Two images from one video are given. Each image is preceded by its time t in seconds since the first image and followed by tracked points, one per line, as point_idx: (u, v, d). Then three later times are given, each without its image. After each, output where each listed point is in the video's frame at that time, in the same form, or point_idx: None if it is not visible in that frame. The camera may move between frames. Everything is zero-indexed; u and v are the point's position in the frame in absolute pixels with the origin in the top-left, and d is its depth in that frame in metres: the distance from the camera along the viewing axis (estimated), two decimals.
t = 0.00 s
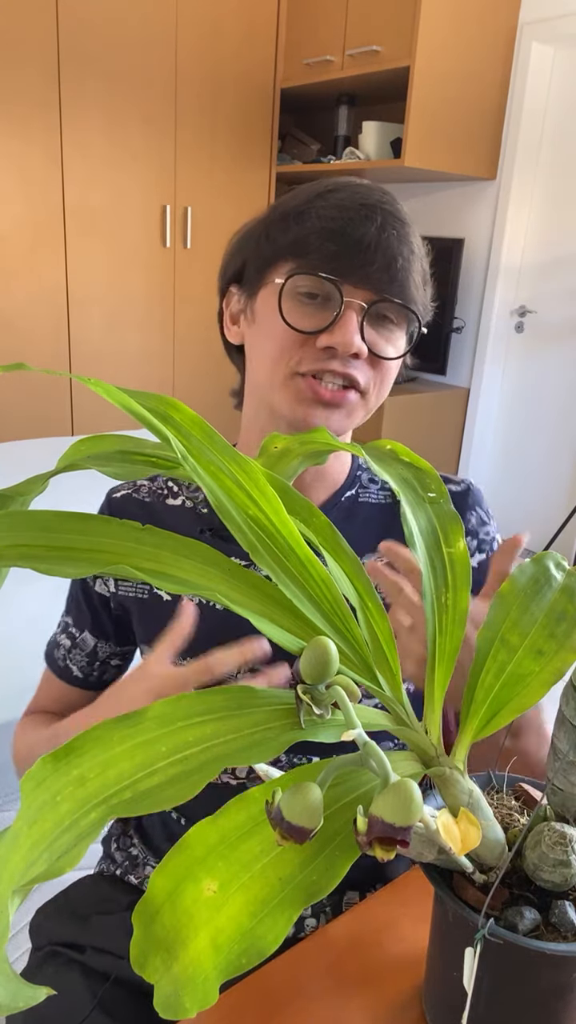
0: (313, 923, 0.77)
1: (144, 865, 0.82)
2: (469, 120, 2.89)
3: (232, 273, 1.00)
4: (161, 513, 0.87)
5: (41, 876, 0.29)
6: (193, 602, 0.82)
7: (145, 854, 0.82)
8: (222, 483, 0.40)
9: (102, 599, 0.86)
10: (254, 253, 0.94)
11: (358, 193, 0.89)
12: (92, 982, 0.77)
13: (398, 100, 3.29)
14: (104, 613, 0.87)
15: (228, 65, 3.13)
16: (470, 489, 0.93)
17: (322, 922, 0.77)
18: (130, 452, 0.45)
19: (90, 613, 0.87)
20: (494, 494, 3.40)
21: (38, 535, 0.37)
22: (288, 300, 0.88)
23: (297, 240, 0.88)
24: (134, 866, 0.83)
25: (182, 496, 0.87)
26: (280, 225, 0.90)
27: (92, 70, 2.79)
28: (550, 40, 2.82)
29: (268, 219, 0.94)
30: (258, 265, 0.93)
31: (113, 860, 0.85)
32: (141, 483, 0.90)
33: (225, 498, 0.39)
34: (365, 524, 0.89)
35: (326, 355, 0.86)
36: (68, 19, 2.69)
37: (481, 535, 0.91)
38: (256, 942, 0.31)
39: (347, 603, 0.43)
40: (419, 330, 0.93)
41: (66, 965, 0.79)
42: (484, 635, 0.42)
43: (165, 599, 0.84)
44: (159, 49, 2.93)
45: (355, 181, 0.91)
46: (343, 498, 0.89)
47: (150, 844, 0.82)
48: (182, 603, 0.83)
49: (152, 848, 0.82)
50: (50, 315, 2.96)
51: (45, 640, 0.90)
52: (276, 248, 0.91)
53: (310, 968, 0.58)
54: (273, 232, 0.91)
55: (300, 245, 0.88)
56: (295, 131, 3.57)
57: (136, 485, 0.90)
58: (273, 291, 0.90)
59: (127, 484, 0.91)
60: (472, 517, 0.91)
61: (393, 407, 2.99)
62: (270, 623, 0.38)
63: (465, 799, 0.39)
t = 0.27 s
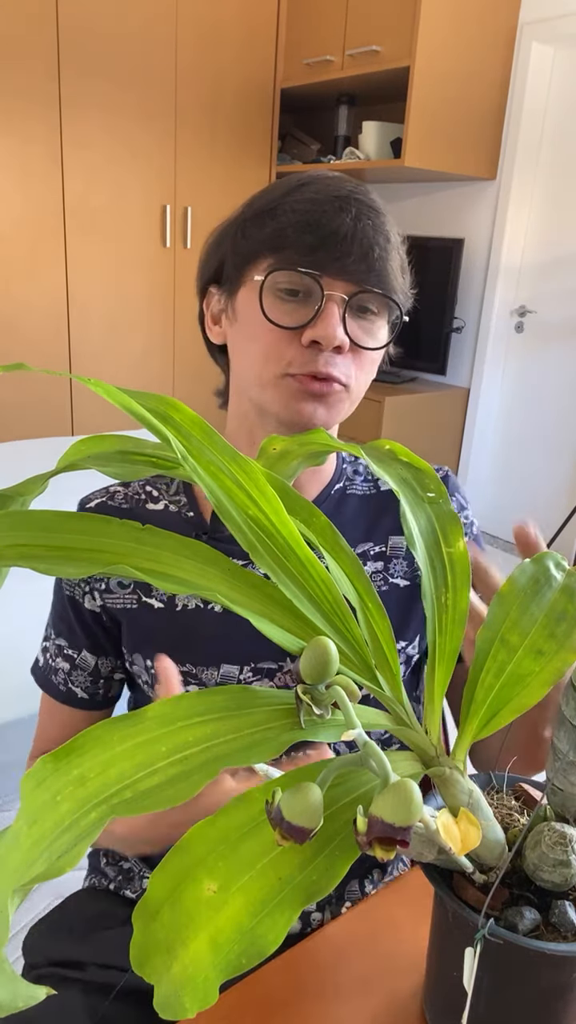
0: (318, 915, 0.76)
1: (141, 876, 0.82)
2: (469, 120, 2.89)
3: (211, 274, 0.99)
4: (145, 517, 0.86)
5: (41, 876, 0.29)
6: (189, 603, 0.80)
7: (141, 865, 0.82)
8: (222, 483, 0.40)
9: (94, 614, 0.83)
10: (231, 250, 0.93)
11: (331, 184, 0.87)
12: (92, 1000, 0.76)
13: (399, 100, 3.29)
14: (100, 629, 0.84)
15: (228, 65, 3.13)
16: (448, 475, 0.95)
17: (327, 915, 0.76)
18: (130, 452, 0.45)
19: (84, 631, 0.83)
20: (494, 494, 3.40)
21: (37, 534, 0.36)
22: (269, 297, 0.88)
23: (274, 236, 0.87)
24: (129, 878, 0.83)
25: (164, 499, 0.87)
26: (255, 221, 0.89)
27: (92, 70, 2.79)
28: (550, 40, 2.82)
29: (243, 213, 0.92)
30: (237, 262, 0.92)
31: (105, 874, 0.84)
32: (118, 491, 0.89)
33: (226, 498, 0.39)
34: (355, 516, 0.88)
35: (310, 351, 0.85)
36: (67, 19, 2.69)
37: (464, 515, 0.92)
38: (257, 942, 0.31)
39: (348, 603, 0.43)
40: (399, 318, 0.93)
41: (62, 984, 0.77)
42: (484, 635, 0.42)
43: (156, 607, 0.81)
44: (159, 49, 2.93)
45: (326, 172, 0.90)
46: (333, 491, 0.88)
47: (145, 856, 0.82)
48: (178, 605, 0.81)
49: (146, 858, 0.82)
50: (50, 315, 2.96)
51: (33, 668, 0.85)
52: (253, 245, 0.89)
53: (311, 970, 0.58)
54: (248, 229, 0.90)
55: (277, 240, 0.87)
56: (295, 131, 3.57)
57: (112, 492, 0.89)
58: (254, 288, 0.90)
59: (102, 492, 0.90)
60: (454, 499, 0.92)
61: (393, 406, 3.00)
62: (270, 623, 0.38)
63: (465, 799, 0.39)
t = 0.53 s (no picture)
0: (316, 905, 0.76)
1: (128, 889, 0.83)
2: (469, 120, 2.89)
3: (198, 281, 0.98)
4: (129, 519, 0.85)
5: (41, 875, 0.29)
6: (181, 611, 0.81)
7: (126, 878, 0.83)
8: (222, 483, 0.40)
9: (76, 621, 0.82)
10: (218, 257, 0.92)
11: (318, 189, 0.87)
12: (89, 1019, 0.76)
13: (399, 100, 3.29)
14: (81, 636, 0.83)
15: (228, 65, 3.13)
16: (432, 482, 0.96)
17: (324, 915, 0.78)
18: (130, 452, 0.45)
19: (63, 638, 0.82)
20: (494, 494, 3.40)
21: (36, 535, 0.36)
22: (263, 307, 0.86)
23: (263, 244, 0.87)
24: (114, 893, 0.84)
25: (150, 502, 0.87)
26: (243, 229, 0.89)
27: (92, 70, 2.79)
28: (550, 40, 2.82)
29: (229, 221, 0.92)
30: (225, 270, 0.91)
31: (87, 891, 0.85)
32: (98, 491, 0.87)
33: (225, 497, 0.40)
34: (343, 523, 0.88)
35: (308, 360, 0.85)
36: (68, 19, 2.69)
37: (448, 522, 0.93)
38: (257, 942, 0.31)
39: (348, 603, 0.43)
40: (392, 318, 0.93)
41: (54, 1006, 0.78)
42: (484, 635, 0.42)
43: (146, 611, 0.81)
44: (159, 49, 2.93)
45: (311, 176, 0.89)
46: (324, 499, 0.88)
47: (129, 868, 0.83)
48: (169, 613, 0.81)
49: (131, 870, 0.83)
50: (50, 315, 2.96)
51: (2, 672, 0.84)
52: (241, 253, 0.89)
53: (310, 971, 0.58)
54: (235, 236, 0.89)
55: (266, 248, 0.87)
56: (295, 131, 3.58)
57: (92, 493, 0.87)
58: (247, 298, 0.88)
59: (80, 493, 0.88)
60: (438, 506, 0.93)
61: (393, 406, 3.00)
62: (270, 622, 0.38)
63: (465, 799, 0.39)
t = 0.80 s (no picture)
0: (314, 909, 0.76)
1: (116, 899, 0.83)
2: (469, 120, 2.89)
3: (181, 295, 0.97)
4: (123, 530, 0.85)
5: (41, 876, 0.29)
6: (182, 624, 0.80)
7: (113, 888, 0.84)
8: (222, 482, 0.40)
9: (67, 636, 0.82)
10: (201, 264, 0.92)
11: (296, 187, 0.87)
12: None
13: (399, 100, 3.29)
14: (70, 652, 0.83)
15: (228, 65, 3.13)
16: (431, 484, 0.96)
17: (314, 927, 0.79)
18: (131, 453, 0.45)
19: (52, 653, 0.83)
20: (495, 493, 3.40)
21: (36, 535, 0.36)
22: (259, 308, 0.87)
23: (249, 245, 0.87)
24: (99, 906, 0.84)
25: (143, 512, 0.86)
26: (224, 234, 0.88)
27: (91, 69, 2.79)
28: (550, 40, 2.82)
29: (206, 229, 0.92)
30: (212, 278, 0.91)
31: (70, 904, 0.85)
32: (89, 502, 0.87)
33: (225, 497, 0.39)
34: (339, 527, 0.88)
35: (307, 355, 0.85)
36: (67, 19, 2.69)
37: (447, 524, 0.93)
38: (257, 942, 0.31)
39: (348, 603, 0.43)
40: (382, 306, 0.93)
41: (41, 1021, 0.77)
42: (484, 635, 0.42)
43: (146, 623, 0.81)
44: (158, 49, 2.93)
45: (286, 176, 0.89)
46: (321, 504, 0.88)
47: (114, 877, 0.84)
48: (169, 625, 0.80)
49: (116, 879, 0.84)
50: (49, 315, 2.96)
51: None
52: (228, 259, 0.88)
53: (310, 972, 0.58)
54: (218, 242, 0.89)
55: (252, 250, 0.87)
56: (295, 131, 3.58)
57: (83, 503, 0.87)
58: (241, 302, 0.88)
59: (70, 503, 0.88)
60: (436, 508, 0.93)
61: (393, 406, 3.00)
62: (270, 622, 0.38)
63: (465, 799, 0.39)
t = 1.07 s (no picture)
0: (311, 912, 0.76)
1: (120, 894, 0.83)
2: (469, 120, 2.89)
3: (175, 291, 0.97)
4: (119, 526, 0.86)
5: (41, 876, 0.29)
6: (173, 617, 0.80)
7: (118, 882, 0.84)
8: (222, 483, 0.40)
9: (68, 631, 0.82)
10: (195, 268, 0.91)
11: (292, 192, 0.86)
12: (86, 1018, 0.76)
13: (398, 100, 3.29)
14: (74, 646, 0.83)
15: (228, 64, 3.13)
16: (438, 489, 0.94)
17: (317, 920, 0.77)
18: (131, 452, 0.45)
19: (56, 648, 0.82)
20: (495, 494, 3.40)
21: (34, 535, 0.36)
22: (247, 322, 0.86)
23: (240, 254, 0.86)
24: (102, 898, 0.84)
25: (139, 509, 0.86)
26: (215, 237, 0.88)
27: (91, 70, 2.79)
28: (550, 40, 2.82)
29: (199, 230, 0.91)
30: (205, 281, 0.90)
31: (75, 894, 0.86)
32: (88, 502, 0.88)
33: (226, 497, 0.39)
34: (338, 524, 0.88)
35: (293, 374, 0.85)
36: (67, 19, 2.69)
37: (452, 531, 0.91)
38: (257, 942, 0.31)
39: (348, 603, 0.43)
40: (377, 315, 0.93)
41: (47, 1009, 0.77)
42: (483, 635, 0.42)
43: (138, 618, 0.81)
44: (158, 49, 2.93)
45: (285, 175, 0.87)
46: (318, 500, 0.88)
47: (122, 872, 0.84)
48: (161, 619, 0.81)
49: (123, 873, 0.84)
50: (49, 315, 2.96)
51: (5, 676, 0.86)
52: (220, 265, 0.88)
53: (311, 971, 0.58)
54: (210, 245, 0.88)
55: (243, 258, 0.86)
56: (295, 131, 3.57)
57: (83, 504, 0.88)
58: (227, 314, 0.88)
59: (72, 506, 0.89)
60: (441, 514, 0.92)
61: (393, 406, 3.00)
62: (271, 622, 0.38)
63: (466, 799, 0.39)
